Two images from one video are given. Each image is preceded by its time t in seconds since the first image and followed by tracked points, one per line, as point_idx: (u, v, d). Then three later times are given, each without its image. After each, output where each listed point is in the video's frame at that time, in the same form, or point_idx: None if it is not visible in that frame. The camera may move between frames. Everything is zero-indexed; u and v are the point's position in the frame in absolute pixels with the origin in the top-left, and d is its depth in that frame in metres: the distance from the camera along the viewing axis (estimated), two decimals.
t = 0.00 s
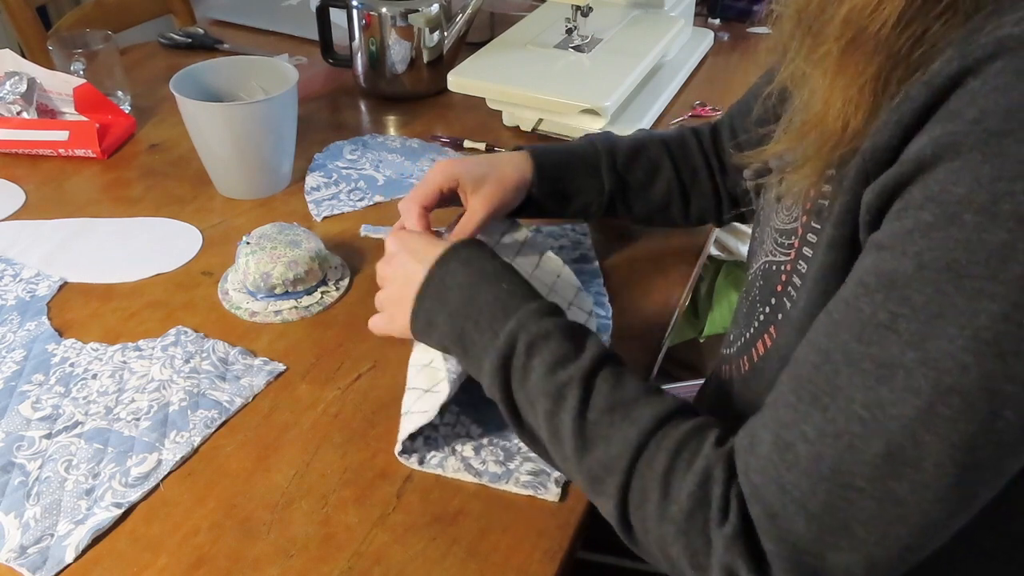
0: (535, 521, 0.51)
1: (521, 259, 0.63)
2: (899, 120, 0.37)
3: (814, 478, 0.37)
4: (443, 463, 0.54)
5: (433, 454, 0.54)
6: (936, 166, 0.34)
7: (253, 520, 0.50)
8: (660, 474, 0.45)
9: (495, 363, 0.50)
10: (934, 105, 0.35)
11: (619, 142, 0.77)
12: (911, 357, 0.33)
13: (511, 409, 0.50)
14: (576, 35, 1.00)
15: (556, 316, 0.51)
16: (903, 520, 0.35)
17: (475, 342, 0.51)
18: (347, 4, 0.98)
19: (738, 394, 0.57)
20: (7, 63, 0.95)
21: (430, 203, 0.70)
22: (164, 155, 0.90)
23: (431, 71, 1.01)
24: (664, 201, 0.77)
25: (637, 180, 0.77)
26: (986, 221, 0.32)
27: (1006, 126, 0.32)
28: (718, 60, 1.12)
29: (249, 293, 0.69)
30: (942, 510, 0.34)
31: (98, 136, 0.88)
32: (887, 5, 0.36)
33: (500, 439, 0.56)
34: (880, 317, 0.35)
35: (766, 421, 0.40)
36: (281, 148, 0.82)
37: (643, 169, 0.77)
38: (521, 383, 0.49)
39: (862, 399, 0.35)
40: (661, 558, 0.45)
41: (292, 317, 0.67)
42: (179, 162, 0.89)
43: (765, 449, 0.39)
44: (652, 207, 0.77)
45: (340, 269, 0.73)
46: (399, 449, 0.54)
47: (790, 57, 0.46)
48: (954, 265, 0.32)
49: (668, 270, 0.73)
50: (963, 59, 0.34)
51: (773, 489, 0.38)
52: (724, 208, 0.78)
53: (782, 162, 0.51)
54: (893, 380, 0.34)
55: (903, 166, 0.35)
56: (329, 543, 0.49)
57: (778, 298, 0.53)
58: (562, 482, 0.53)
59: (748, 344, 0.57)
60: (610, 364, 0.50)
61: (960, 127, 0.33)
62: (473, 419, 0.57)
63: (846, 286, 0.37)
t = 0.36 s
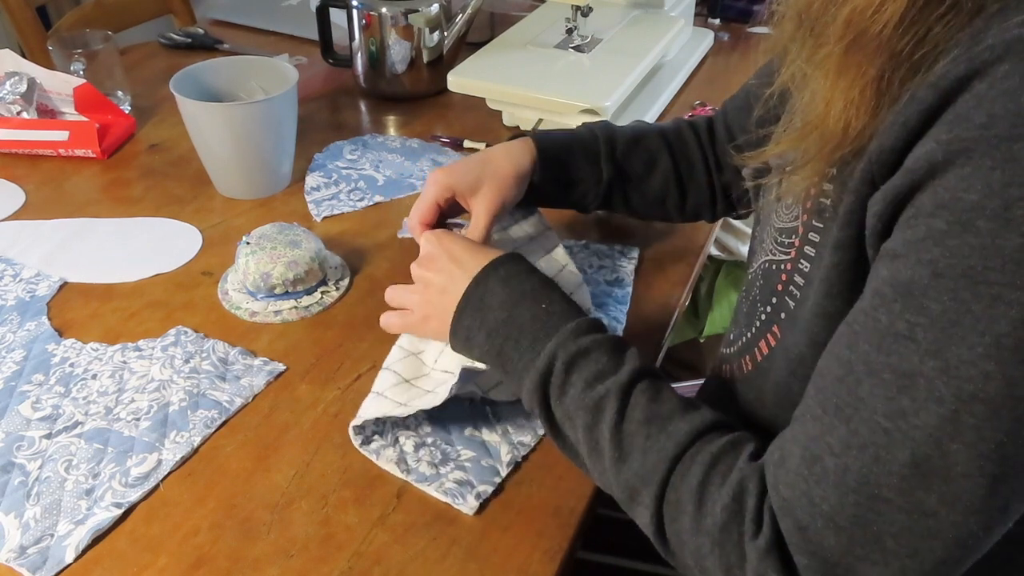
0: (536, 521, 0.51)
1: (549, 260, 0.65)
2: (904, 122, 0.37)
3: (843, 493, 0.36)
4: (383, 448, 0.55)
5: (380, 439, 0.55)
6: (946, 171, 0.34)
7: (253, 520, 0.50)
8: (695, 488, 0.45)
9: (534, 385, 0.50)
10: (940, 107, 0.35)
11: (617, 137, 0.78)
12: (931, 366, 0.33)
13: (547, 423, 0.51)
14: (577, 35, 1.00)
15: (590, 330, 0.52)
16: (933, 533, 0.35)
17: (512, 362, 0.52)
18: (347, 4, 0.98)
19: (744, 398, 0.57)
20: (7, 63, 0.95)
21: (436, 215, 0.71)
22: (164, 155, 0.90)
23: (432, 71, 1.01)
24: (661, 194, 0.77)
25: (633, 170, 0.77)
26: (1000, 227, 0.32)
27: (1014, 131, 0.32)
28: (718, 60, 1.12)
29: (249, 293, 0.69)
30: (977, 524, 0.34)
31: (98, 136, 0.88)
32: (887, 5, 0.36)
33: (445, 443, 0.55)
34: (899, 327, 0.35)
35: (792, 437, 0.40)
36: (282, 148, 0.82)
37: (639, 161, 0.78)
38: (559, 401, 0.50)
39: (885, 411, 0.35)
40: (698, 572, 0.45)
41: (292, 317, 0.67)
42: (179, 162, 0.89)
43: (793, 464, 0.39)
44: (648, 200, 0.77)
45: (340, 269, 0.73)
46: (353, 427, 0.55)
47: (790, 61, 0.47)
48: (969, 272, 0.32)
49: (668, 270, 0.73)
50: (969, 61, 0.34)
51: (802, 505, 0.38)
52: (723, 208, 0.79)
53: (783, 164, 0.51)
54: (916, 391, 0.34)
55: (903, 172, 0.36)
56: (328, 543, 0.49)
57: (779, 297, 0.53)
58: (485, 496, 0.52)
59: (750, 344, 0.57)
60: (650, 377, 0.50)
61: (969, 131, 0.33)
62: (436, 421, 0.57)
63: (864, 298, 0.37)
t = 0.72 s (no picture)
0: (536, 521, 0.51)
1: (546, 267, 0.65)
2: (913, 129, 0.37)
3: (839, 493, 0.37)
4: (370, 448, 0.55)
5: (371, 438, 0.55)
6: (955, 176, 0.34)
7: (253, 520, 0.50)
8: (684, 490, 0.45)
9: (519, 390, 0.50)
10: (949, 114, 0.35)
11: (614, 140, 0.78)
12: (933, 370, 0.33)
13: (532, 425, 0.51)
14: (577, 36, 1.00)
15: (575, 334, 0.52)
16: (930, 535, 0.35)
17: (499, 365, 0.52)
18: (347, 4, 0.98)
19: (744, 402, 0.57)
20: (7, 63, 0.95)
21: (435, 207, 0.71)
22: (164, 155, 0.90)
23: (432, 71, 1.01)
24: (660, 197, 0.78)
25: (631, 173, 0.77)
26: (1006, 234, 0.32)
27: None
28: (718, 60, 1.12)
29: (249, 293, 0.69)
30: (972, 526, 0.34)
31: (98, 136, 0.88)
32: (898, 6, 0.36)
33: (440, 448, 0.55)
34: (902, 330, 0.35)
35: (788, 437, 0.40)
36: (282, 148, 0.82)
37: (638, 163, 0.78)
38: (544, 406, 0.50)
39: (885, 413, 0.35)
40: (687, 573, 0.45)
41: (292, 317, 0.67)
42: (179, 162, 0.89)
43: (789, 464, 0.39)
44: (647, 203, 0.77)
45: (340, 269, 0.73)
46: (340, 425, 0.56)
47: (799, 67, 0.47)
48: (973, 278, 0.32)
49: (668, 271, 0.73)
50: (977, 69, 0.34)
51: (797, 504, 0.38)
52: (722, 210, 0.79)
53: (790, 167, 0.51)
54: (917, 395, 0.34)
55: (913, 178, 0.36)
56: (329, 543, 0.49)
57: (786, 302, 0.53)
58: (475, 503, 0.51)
59: (753, 349, 0.57)
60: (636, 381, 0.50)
61: (978, 138, 0.33)
62: (433, 426, 0.57)
63: (867, 299, 0.37)
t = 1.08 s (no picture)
0: (536, 521, 0.51)
1: (521, 290, 0.65)
2: (918, 124, 0.37)
3: (825, 479, 0.37)
4: (382, 451, 0.55)
5: (377, 441, 0.56)
6: (958, 169, 0.34)
7: (253, 520, 0.50)
8: (647, 492, 0.45)
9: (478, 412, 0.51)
10: (955, 109, 0.35)
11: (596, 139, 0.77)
12: (926, 359, 0.33)
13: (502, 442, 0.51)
14: (577, 35, 1.00)
15: (523, 346, 0.52)
16: (912, 521, 0.35)
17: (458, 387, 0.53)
18: (347, 4, 0.98)
19: (745, 401, 0.57)
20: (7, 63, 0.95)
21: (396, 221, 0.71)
22: (164, 155, 0.90)
23: (431, 71, 1.01)
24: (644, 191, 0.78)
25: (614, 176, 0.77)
26: (1005, 226, 0.32)
27: None
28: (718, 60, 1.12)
29: (252, 294, 0.69)
30: (955, 513, 0.34)
31: (98, 136, 0.88)
32: None
33: (467, 453, 0.55)
34: (896, 319, 0.35)
35: (776, 420, 0.40)
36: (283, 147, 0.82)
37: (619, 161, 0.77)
38: (505, 423, 0.50)
39: (875, 401, 0.35)
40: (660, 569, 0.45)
41: (295, 318, 0.67)
42: (179, 162, 0.89)
43: (775, 449, 0.39)
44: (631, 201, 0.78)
45: (343, 270, 0.72)
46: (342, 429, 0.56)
47: (800, 54, 0.46)
48: (972, 269, 0.32)
49: (668, 270, 0.74)
50: (985, 64, 0.34)
51: (785, 490, 0.38)
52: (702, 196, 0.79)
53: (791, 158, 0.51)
54: (909, 382, 0.34)
55: (922, 167, 0.35)
56: (329, 543, 0.49)
57: (790, 304, 0.53)
58: (512, 506, 0.51)
59: (756, 349, 0.57)
60: (590, 384, 0.51)
61: (983, 131, 0.33)
62: (452, 431, 0.57)
63: (861, 288, 0.37)
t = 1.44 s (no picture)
0: (536, 521, 0.51)
1: (518, 286, 0.65)
2: (911, 133, 0.37)
3: (813, 480, 0.37)
4: (382, 450, 0.55)
5: (373, 438, 0.56)
6: (949, 178, 0.34)
7: (253, 520, 0.50)
8: (633, 495, 0.45)
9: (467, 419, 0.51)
10: (947, 119, 0.35)
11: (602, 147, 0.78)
12: (914, 366, 0.34)
13: (490, 447, 0.52)
14: (576, 36, 1.00)
15: (506, 354, 0.53)
16: (899, 526, 0.35)
17: (444, 392, 0.53)
18: (347, 4, 0.98)
19: (740, 403, 0.57)
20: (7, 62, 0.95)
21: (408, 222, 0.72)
22: (164, 155, 0.90)
23: (431, 71, 1.01)
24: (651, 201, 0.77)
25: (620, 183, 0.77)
26: (994, 237, 0.32)
27: (1018, 142, 0.32)
28: (718, 61, 1.12)
29: (255, 295, 0.69)
30: (940, 517, 0.34)
31: (98, 136, 0.88)
32: (903, 17, 0.36)
33: (475, 450, 0.55)
34: (885, 325, 0.35)
35: (765, 422, 0.40)
36: (282, 148, 0.82)
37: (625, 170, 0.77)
38: (492, 430, 0.51)
39: (864, 405, 0.35)
40: (648, 570, 0.45)
41: (297, 320, 0.67)
42: (179, 162, 0.89)
43: (765, 450, 0.39)
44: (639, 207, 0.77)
45: (347, 272, 0.72)
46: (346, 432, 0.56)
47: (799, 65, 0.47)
48: (960, 278, 0.32)
49: (667, 271, 0.74)
50: (978, 73, 0.34)
51: (773, 492, 0.39)
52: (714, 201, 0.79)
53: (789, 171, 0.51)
54: (896, 388, 0.34)
55: (914, 174, 0.36)
56: (329, 543, 0.49)
57: (784, 305, 0.53)
58: (524, 499, 0.52)
59: (751, 351, 0.57)
60: (573, 389, 0.51)
61: (974, 141, 0.33)
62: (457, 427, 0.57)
63: (852, 292, 0.37)
